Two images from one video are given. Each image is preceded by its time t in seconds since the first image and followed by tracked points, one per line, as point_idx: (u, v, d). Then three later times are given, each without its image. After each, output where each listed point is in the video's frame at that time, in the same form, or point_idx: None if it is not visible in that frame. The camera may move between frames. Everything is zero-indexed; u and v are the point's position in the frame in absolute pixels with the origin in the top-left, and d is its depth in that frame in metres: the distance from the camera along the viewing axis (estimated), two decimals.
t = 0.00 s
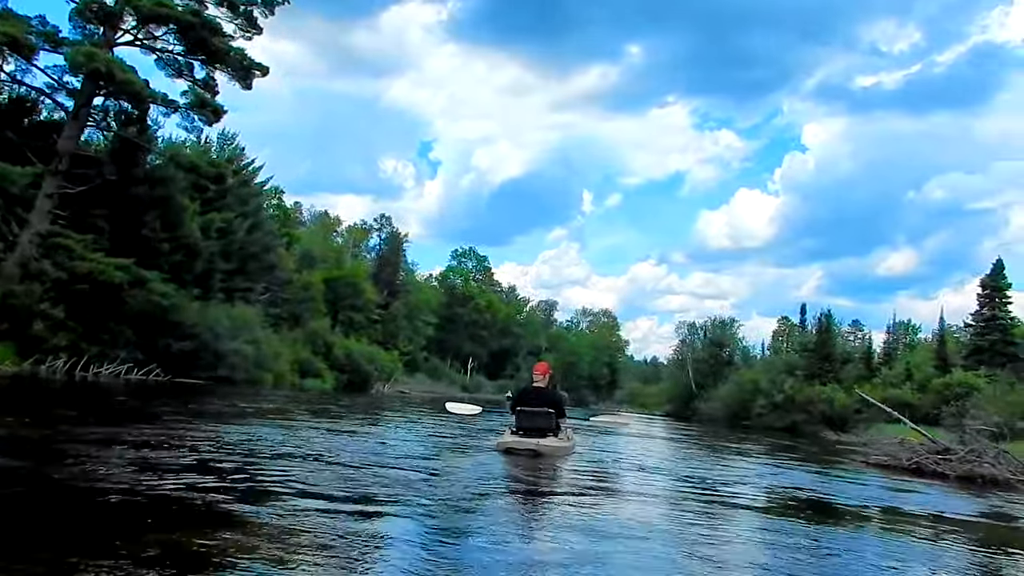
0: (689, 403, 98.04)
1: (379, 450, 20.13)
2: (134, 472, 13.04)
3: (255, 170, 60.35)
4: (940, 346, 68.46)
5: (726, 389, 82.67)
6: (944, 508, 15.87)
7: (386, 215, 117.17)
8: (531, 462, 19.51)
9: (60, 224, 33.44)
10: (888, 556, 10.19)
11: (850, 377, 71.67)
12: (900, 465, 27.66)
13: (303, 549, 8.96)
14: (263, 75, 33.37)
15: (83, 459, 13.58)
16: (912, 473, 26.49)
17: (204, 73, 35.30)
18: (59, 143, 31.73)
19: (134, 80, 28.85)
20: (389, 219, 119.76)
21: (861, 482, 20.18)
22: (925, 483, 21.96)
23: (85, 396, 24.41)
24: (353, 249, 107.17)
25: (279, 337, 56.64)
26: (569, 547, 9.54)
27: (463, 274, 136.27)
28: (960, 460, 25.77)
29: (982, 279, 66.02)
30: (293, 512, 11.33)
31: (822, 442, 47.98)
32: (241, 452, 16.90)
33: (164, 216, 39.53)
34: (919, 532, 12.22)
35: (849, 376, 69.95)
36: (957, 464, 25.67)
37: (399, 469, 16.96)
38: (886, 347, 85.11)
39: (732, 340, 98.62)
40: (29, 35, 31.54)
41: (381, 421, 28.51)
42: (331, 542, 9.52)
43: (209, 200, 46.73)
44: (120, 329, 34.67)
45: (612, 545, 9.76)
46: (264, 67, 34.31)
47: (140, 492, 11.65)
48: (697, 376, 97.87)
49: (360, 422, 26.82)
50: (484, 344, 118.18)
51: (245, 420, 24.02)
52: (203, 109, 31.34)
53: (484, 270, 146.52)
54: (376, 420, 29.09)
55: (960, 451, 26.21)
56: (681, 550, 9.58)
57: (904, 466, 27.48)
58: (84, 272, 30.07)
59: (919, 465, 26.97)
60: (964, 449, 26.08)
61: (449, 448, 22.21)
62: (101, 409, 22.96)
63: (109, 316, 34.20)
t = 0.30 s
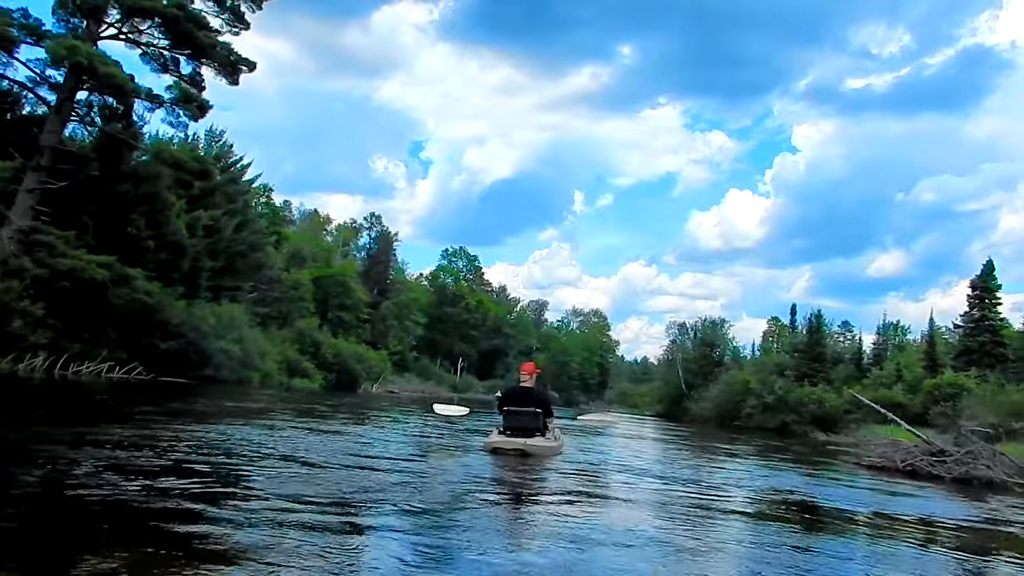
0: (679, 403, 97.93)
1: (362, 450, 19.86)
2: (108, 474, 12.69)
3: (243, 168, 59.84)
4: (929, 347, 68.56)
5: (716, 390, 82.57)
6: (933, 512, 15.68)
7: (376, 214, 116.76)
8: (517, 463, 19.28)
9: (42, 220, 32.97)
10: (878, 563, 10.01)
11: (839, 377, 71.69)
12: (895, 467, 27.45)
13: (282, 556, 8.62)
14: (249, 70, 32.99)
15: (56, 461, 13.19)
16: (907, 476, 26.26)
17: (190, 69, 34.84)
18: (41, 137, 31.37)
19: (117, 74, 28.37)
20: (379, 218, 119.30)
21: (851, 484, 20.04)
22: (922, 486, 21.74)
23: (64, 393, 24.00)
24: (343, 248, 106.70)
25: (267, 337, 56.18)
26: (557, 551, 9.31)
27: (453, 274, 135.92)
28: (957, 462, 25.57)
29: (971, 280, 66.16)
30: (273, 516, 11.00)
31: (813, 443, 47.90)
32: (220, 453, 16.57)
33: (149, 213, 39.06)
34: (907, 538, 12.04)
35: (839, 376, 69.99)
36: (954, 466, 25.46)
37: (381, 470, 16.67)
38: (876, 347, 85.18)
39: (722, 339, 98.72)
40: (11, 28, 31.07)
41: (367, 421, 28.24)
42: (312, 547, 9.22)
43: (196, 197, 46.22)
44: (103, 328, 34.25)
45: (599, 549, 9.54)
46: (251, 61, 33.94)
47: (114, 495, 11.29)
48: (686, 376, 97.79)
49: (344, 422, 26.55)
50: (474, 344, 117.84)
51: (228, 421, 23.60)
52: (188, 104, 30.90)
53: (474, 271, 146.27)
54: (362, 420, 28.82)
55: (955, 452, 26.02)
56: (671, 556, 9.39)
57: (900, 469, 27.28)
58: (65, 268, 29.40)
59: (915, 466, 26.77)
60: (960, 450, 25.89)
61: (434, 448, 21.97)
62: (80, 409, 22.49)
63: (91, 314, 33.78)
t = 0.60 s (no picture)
0: (669, 404, 97.79)
1: (345, 450, 19.55)
2: (77, 474, 12.24)
3: (232, 163, 59.25)
4: (920, 351, 68.56)
5: (705, 391, 82.42)
6: (923, 520, 15.41)
7: (368, 212, 116.23)
8: (504, 463, 19.01)
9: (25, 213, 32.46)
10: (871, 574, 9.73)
11: (830, 380, 71.63)
12: (890, 472, 27.19)
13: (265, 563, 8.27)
14: (238, 62, 32.53)
15: (30, 460, 12.79)
16: (902, 481, 26.00)
17: (178, 61, 34.34)
18: (25, 128, 30.94)
19: (102, 64, 27.86)
20: (370, 215, 118.77)
21: (841, 490, 19.82)
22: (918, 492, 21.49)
23: (44, 388, 23.57)
24: (333, 246, 106.16)
25: (255, 333, 55.69)
26: (545, 559, 8.97)
27: (444, 272, 135.48)
28: (953, 468, 25.33)
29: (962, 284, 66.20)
30: (254, 519, 10.62)
31: (803, 446, 47.74)
32: (200, 452, 16.19)
33: (136, 207, 38.54)
34: (897, 547, 11.80)
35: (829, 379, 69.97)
36: (950, 472, 25.21)
37: (365, 471, 16.33)
38: (866, 350, 85.27)
39: (713, 341, 98.64)
40: None
41: (353, 420, 27.91)
42: (293, 552, 8.86)
43: (184, 192, 45.65)
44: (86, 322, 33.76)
45: (589, 558, 9.21)
46: (240, 55, 33.50)
47: (89, 497, 10.89)
48: (677, 377, 97.64)
49: (328, 421, 26.24)
50: (464, 343, 117.47)
51: (210, 419, 23.19)
52: (176, 96, 30.43)
53: (465, 270, 145.81)
54: (348, 419, 28.49)
55: (951, 457, 25.77)
56: (662, 566, 9.07)
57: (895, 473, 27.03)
58: (48, 262, 28.89)
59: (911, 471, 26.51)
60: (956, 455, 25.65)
61: (418, 448, 21.70)
62: (58, 404, 22.03)
63: (74, 308, 33.28)
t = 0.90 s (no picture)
0: (660, 404, 97.68)
1: (330, 447, 19.20)
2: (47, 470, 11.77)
3: (222, 157, 58.71)
4: (911, 352, 68.53)
5: (697, 391, 82.27)
6: (916, 525, 15.20)
7: (360, 208, 115.72)
8: (491, 462, 18.78)
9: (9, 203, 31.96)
10: None
11: (821, 381, 71.58)
12: (885, 474, 27.01)
13: (247, 567, 7.85)
14: (227, 54, 32.09)
15: (4, 456, 12.36)
16: (898, 484, 25.80)
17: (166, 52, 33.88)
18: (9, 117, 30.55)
19: (88, 53, 27.38)
20: (361, 211, 118.24)
21: (834, 492, 19.64)
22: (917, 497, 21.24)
23: (24, 381, 23.16)
24: (325, 242, 105.62)
25: (243, 329, 55.27)
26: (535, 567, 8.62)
27: (436, 269, 135.07)
28: (950, 471, 25.14)
29: (955, 286, 66.24)
30: (236, 518, 10.22)
31: (794, 446, 47.59)
32: (179, 449, 15.75)
33: (123, 200, 38.05)
34: (890, 555, 11.49)
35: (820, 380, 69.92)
36: (947, 475, 25.02)
37: (351, 468, 15.97)
38: (858, 350, 85.28)
39: (705, 341, 98.54)
40: None
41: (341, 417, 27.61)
42: (277, 554, 8.47)
43: (173, 185, 45.14)
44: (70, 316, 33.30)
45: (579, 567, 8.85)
46: (230, 46, 33.08)
47: (64, 494, 10.45)
48: (668, 377, 97.54)
49: (314, 418, 25.94)
50: (456, 340, 117.14)
51: (194, 415, 22.83)
52: (163, 87, 29.96)
53: (457, 267, 145.39)
54: (336, 416, 28.20)
55: (948, 460, 25.58)
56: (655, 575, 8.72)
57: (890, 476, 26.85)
58: (31, 253, 28.39)
59: (907, 473, 26.32)
60: (953, 458, 25.47)
61: (403, 446, 21.40)
62: (38, 398, 21.66)
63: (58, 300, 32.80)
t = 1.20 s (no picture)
0: (653, 402, 97.56)
1: (316, 446, 18.94)
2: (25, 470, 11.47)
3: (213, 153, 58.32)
4: (904, 351, 68.47)
5: (689, 390, 82.20)
6: (912, 527, 15.01)
7: (352, 205, 115.26)
8: (479, 461, 18.59)
9: None
10: None
11: (815, 380, 71.49)
12: (884, 475, 26.81)
13: (231, 570, 7.58)
14: (217, 47, 31.71)
15: None
16: (896, 485, 25.60)
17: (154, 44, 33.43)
18: None
19: (73, 44, 26.99)
20: (353, 208, 117.71)
21: (829, 494, 19.45)
22: (918, 499, 21.01)
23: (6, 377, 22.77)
24: (316, 239, 105.19)
25: (233, 326, 54.91)
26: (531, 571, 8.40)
27: (429, 267, 134.69)
28: (950, 472, 24.94)
29: (948, 285, 66.26)
30: (219, 521, 9.91)
31: (786, 446, 47.44)
32: (161, 448, 15.44)
33: (110, 195, 37.58)
34: (883, 561, 11.27)
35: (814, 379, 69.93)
36: (947, 477, 24.81)
37: (337, 468, 15.76)
38: (851, 349, 85.29)
39: (697, 339, 98.49)
40: None
41: (330, 415, 27.35)
42: (258, 559, 8.14)
43: (163, 179, 44.71)
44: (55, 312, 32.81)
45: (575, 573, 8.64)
46: (219, 39, 32.71)
47: (41, 493, 10.13)
48: (661, 375, 97.43)
49: (302, 415, 25.70)
50: (448, 338, 116.82)
51: (178, 411, 22.55)
52: (150, 79, 29.55)
53: (449, 265, 145.06)
54: (325, 413, 27.95)
55: (948, 461, 25.38)
56: None
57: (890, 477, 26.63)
58: (15, 248, 27.91)
59: (906, 474, 26.11)
60: (954, 459, 25.26)
61: (391, 445, 21.18)
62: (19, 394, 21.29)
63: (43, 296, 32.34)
